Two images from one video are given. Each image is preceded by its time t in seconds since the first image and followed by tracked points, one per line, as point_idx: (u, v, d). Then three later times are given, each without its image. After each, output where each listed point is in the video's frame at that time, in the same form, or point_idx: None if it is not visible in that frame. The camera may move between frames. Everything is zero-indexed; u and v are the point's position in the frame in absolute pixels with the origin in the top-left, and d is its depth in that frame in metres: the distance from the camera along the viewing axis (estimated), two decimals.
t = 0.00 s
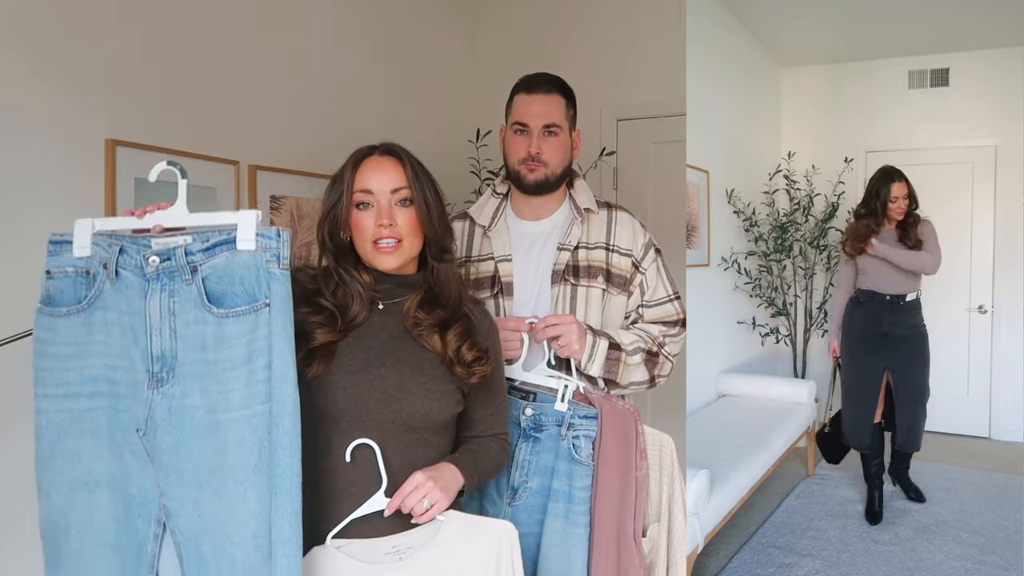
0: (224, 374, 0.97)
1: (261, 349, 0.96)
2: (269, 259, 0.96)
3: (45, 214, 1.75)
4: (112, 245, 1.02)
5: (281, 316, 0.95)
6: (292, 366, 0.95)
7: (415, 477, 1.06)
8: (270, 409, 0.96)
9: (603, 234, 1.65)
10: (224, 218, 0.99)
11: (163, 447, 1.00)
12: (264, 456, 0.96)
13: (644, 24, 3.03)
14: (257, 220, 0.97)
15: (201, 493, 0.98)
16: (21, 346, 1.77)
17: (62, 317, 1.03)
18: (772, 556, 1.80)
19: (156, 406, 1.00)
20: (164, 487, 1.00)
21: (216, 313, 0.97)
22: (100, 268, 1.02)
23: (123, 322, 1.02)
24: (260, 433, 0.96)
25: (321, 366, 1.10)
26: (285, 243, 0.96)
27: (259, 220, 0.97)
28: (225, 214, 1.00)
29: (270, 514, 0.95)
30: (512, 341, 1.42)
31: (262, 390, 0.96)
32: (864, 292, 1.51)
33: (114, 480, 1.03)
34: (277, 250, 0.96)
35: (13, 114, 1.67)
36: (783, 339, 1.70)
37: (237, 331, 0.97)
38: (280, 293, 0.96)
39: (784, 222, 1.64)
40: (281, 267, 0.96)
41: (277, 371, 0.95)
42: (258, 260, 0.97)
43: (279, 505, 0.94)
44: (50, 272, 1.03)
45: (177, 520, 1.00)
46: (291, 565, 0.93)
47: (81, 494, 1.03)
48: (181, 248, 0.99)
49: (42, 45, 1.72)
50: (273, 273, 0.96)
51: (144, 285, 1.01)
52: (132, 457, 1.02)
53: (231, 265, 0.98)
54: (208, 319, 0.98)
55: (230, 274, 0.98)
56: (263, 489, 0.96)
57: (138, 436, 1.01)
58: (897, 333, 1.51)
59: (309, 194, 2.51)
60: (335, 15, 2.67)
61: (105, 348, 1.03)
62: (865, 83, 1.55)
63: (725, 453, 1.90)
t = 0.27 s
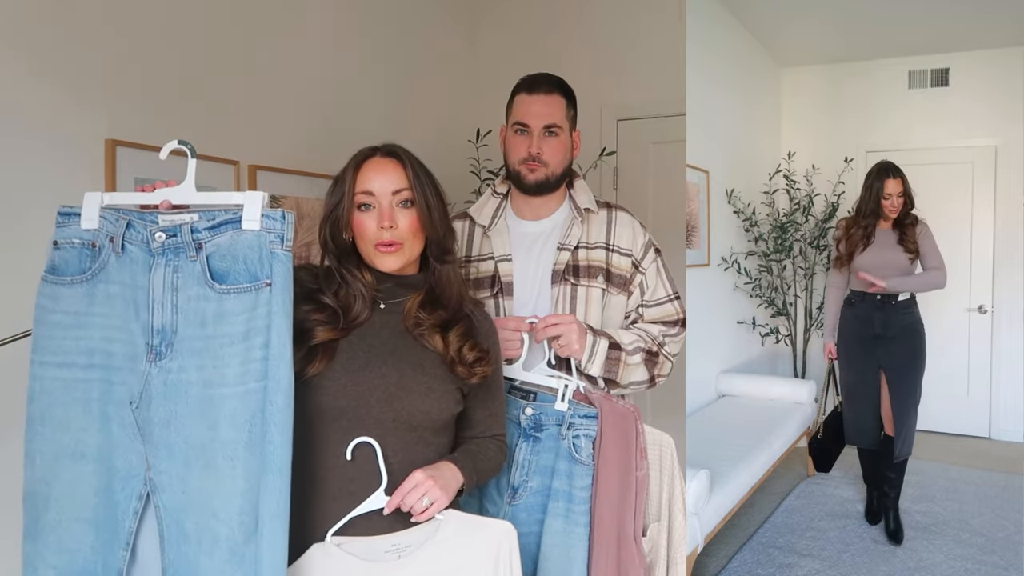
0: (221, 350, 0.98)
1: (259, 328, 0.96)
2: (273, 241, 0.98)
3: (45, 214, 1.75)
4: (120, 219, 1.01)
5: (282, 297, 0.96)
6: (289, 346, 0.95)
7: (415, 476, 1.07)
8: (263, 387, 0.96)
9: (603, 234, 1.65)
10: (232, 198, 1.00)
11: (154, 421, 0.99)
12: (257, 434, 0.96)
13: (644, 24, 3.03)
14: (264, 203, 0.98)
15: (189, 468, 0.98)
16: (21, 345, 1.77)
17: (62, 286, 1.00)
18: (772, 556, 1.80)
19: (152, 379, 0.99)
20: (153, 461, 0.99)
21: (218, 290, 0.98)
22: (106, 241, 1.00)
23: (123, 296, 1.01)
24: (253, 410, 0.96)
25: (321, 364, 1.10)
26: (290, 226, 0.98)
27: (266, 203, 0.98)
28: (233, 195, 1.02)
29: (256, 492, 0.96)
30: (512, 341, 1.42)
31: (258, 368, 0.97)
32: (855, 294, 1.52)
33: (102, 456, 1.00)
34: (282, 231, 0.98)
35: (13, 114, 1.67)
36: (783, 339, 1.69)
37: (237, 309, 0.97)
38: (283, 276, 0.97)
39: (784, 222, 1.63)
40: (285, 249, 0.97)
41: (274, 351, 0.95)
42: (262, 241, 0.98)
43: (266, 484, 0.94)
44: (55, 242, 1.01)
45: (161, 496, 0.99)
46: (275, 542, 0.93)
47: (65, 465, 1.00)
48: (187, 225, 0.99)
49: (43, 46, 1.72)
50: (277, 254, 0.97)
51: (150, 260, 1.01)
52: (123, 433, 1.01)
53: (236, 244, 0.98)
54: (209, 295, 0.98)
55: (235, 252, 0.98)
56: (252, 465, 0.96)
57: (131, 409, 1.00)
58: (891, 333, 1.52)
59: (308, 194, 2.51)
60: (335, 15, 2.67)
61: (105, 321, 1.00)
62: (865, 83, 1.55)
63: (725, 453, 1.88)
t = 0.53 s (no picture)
0: (218, 354, 0.97)
1: (258, 333, 0.97)
2: (273, 246, 0.98)
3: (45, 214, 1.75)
4: (114, 220, 1.00)
5: (282, 303, 0.97)
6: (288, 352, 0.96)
7: (411, 468, 1.07)
8: (262, 391, 0.97)
9: (603, 234, 1.65)
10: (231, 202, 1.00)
11: (148, 425, 0.99)
12: (254, 440, 0.96)
13: (644, 24, 3.03)
14: (264, 207, 0.99)
15: (183, 472, 0.97)
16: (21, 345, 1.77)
17: (51, 287, 0.98)
18: (772, 555, 1.81)
19: (147, 381, 0.99)
20: (145, 464, 0.98)
21: (215, 294, 0.98)
22: (98, 242, 0.99)
23: (116, 298, 1.00)
24: (251, 414, 0.97)
25: (321, 364, 1.10)
26: (290, 231, 0.98)
27: (266, 207, 0.99)
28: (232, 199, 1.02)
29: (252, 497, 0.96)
30: (512, 341, 1.42)
31: (257, 372, 0.97)
32: (851, 299, 1.52)
33: (92, 459, 0.99)
34: (283, 237, 0.98)
35: (13, 114, 1.67)
36: (783, 339, 1.69)
37: (237, 313, 0.98)
38: (283, 282, 0.97)
39: (784, 222, 1.63)
40: (286, 254, 0.98)
41: (274, 358, 0.96)
42: (261, 246, 0.98)
43: (264, 486, 0.95)
44: (44, 241, 0.98)
45: (153, 499, 0.98)
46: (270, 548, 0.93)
47: (55, 467, 0.98)
48: (185, 228, 1.00)
49: (42, 45, 1.72)
50: (277, 260, 0.98)
51: (145, 262, 1.00)
52: (114, 436, 0.99)
53: (234, 249, 0.99)
54: (207, 299, 0.98)
55: (233, 256, 0.99)
56: (249, 470, 0.96)
57: (124, 411, 0.99)
58: (886, 342, 1.53)
59: (308, 194, 2.51)
60: (335, 15, 2.67)
61: (95, 323, 0.99)
62: (865, 83, 1.56)
63: (724, 453, 1.88)
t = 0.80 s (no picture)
0: (211, 389, 0.97)
1: (251, 368, 0.97)
2: (264, 280, 0.98)
3: (46, 214, 1.75)
4: (101, 254, 0.99)
5: (275, 337, 0.97)
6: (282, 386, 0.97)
7: (409, 468, 1.07)
8: (258, 425, 0.97)
9: (603, 233, 1.65)
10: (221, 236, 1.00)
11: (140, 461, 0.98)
12: (251, 475, 0.96)
13: (644, 24, 3.03)
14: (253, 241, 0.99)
15: (178, 508, 0.97)
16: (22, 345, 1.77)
17: (40, 323, 0.98)
18: (772, 555, 1.81)
19: (136, 419, 0.97)
20: (138, 501, 0.98)
21: (206, 330, 0.98)
22: (86, 276, 0.99)
23: (105, 333, 0.99)
24: (246, 450, 0.97)
25: (319, 364, 1.10)
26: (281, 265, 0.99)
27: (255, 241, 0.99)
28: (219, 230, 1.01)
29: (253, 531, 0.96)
30: (513, 340, 1.42)
31: (250, 408, 0.97)
32: (848, 308, 1.52)
33: (85, 496, 0.98)
34: (273, 270, 0.98)
35: (13, 114, 1.67)
36: (783, 339, 1.66)
37: (229, 350, 0.98)
38: (275, 316, 0.98)
39: (784, 222, 1.63)
40: (275, 289, 0.98)
41: (268, 391, 0.96)
42: (252, 280, 0.99)
43: (264, 522, 0.96)
44: (31, 276, 0.98)
45: (148, 536, 0.98)
46: None
47: (47, 504, 0.98)
48: (173, 262, 0.99)
49: (42, 46, 1.71)
50: (268, 294, 0.98)
51: (133, 296, 0.99)
52: (106, 472, 0.99)
53: (224, 283, 0.99)
54: (198, 335, 0.98)
55: (224, 291, 0.99)
56: (245, 506, 0.96)
57: (114, 449, 0.98)
58: (884, 355, 1.52)
59: (308, 194, 2.51)
60: (334, 15, 2.67)
61: (86, 358, 0.99)
62: (865, 83, 1.56)
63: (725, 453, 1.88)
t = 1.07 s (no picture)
0: (206, 393, 0.97)
1: (245, 370, 0.97)
2: (256, 281, 0.98)
3: (46, 214, 1.75)
4: (93, 261, 0.99)
5: (269, 338, 0.97)
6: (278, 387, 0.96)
7: (408, 468, 1.07)
8: (255, 428, 0.97)
9: (603, 233, 1.65)
10: (211, 237, 0.99)
11: (137, 468, 0.98)
12: (249, 477, 0.96)
13: (645, 24, 3.03)
14: (244, 242, 0.98)
15: (176, 514, 0.97)
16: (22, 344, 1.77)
17: (35, 332, 0.98)
18: (772, 555, 1.80)
19: (133, 426, 0.98)
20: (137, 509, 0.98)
21: (200, 334, 0.98)
22: (79, 284, 0.99)
23: (100, 342, 0.99)
24: (242, 453, 0.97)
25: (317, 365, 1.10)
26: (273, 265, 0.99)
27: (245, 241, 0.99)
28: (208, 233, 1.00)
29: (253, 535, 0.96)
30: (513, 340, 1.42)
31: (246, 411, 0.97)
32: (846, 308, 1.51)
33: (82, 506, 0.98)
34: (265, 271, 0.98)
35: (13, 114, 1.67)
36: (783, 339, 1.66)
37: (222, 353, 0.97)
38: (269, 317, 0.97)
39: (784, 222, 1.63)
40: (269, 290, 0.98)
41: (263, 393, 0.96)
42: (244, 282, 0.98)
43: (265, 526, 0.96)
44: (24, 286, 0.98)
45: (146, 545, 0.98)
46: None
47: (44, 516, 0.98)
48: (165, 267, 0.99)
49: (42, 45, 1.71)
50: (261, 295, 0.98)
51: (127, 303, 0.99)
52: (102, 481, 0.99)
53: (217, 285, 0.98)
54: (192, 339, 0.98)
55: (216, 294, 0.98)
56: (244, 508, 0.96)
57: (111, 457, 0.98)
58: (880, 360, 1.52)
59: (308, 194, 2.51)
60: (335, 15, 2.67)
61: (80, 367, 0.99)
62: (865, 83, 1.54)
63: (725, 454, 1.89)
